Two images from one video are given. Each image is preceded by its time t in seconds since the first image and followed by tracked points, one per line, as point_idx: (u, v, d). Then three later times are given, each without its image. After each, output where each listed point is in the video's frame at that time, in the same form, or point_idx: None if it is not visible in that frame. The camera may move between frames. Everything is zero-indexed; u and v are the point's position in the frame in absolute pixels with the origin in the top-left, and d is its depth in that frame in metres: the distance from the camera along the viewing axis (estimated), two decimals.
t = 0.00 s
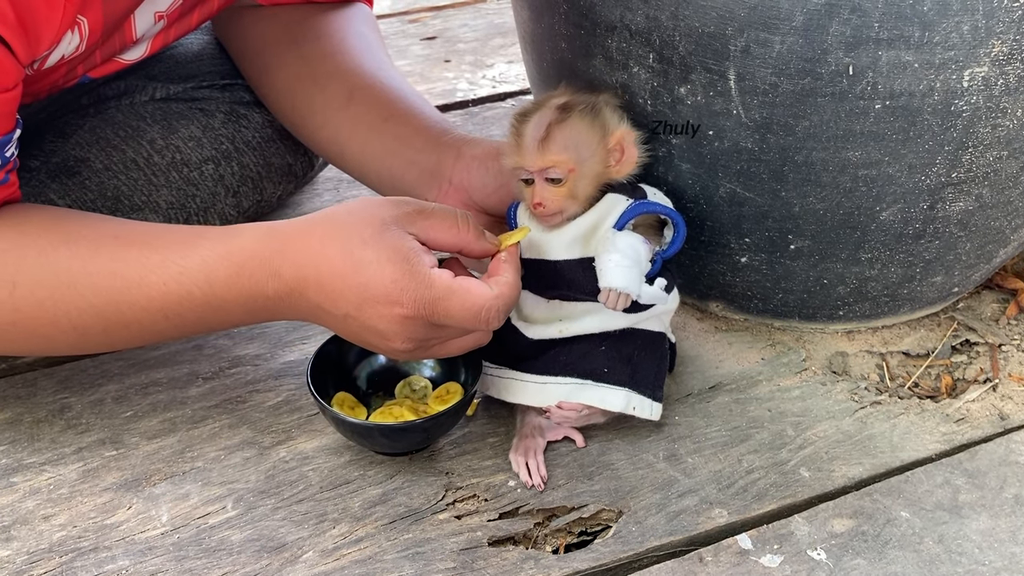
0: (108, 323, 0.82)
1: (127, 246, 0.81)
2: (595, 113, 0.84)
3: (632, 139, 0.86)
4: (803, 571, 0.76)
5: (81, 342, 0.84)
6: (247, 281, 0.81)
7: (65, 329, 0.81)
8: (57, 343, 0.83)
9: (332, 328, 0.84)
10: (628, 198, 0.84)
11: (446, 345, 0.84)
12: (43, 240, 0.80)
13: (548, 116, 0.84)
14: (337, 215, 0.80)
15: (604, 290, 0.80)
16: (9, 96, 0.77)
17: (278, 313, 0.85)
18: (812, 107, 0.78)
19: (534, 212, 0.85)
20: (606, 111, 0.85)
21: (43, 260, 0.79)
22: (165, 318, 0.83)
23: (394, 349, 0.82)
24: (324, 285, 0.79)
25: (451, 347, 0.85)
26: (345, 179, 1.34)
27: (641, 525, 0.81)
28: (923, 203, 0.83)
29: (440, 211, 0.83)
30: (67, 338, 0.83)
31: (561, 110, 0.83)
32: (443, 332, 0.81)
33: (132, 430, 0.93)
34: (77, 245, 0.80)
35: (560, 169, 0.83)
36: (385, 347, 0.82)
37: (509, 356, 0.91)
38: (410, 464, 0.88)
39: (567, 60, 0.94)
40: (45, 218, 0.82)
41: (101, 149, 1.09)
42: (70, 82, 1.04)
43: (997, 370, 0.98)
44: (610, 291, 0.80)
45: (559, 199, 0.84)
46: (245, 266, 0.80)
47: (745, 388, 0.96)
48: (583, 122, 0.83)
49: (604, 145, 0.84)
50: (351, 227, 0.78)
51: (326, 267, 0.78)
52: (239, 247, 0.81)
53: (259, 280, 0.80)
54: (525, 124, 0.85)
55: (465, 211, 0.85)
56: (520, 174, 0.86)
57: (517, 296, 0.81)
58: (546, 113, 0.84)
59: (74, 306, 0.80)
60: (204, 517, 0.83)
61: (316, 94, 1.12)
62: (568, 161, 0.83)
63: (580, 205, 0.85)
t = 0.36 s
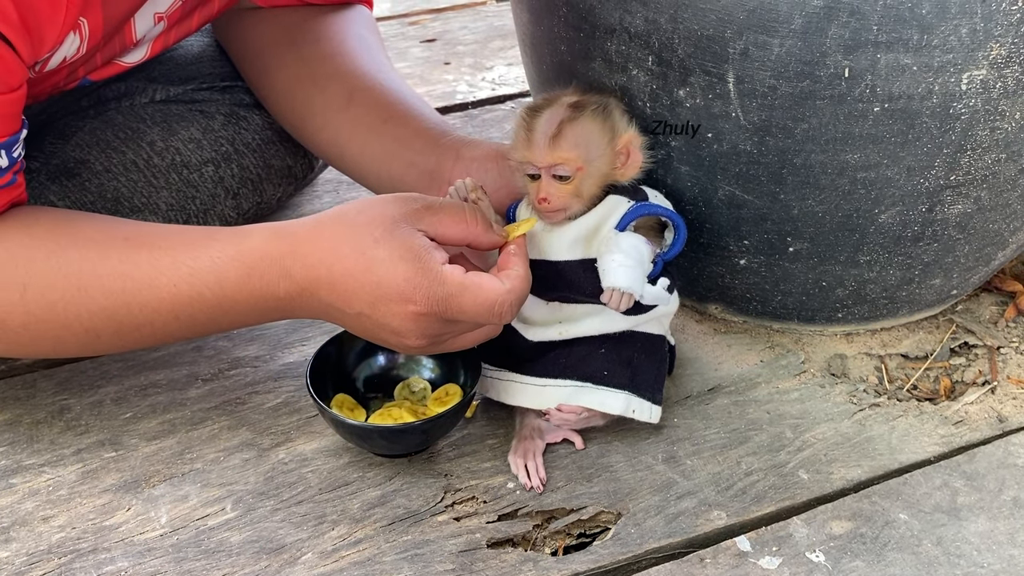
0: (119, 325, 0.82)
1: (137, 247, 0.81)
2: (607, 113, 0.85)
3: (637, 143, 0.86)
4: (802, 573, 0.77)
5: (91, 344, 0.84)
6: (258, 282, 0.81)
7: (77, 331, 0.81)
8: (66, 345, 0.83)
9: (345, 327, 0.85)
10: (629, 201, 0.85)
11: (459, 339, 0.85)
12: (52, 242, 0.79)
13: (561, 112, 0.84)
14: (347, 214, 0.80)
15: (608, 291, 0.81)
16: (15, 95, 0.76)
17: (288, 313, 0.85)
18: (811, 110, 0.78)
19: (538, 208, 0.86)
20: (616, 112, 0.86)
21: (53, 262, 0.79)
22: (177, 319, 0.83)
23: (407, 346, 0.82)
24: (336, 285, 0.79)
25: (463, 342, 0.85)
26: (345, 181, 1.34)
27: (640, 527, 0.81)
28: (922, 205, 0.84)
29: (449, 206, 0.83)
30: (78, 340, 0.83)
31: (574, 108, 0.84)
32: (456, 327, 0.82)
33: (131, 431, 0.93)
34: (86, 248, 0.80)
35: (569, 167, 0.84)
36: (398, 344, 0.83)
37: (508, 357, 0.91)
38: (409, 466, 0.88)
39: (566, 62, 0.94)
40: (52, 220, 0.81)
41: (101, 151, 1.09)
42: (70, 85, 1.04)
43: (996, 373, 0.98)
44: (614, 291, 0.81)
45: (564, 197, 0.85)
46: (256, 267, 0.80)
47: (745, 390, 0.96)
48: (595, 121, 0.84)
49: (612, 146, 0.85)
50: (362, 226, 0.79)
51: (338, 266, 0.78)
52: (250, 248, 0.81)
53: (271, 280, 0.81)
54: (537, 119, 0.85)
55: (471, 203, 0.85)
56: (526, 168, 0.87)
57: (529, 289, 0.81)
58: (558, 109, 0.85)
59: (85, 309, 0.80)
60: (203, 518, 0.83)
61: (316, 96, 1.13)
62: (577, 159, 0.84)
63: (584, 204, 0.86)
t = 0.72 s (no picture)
0: (127, 324, 0.82)
1: (145, 245, 0.81)
2: (613, 115, 0.86)
3: (638, 147, 0.87)
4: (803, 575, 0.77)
5: (99, 342, 0.84)
6: (266, 279, 0.81)
7: (85, 330, 0.81)
8: (74, 343, 0.84)
9: (352, 321, 0.85)
10: (631, 203, 0.86)
11: (467, 333, 0.85)
12: (59, 241, 0.79)
13: (568, 111, 0.85)
14: (353, 209, 0.80)
15: (609, 291, 0.81)
16: (20, 94, 0.76)
17: (296, 308, 0.85)
18: (812, 112, 0.78)
19: (540, 205, 0.86)
20: (620, 114, 0.87)
21: (61, 261, 0.79)
22: (185, 317, 0.83)
23: (416, 341, 0.83)
24: (345, 281, 0.79)
25: (470, 334, 0.86)
26: (345, 183, 1.34)
27: (641, 528, 0.81)
28: (922, 207, 0.84)
29: (455, 200, 0.83)
30: (86, 338, 0.83)
31: (580, 108, 0.85)
32: (464, 321, 0.82)
33: (131, 433, 0.93)
34: (93, 246, 0.80)
35: (572, 165, 0.84)
36: (406, 338, 0.83)
37: (509, 358, 0.91)
38: (409, 467, 0.88)
39: (567, 64, 0.94)
40: (59, 219, 0.81)
41: (101, 153, 1.09)
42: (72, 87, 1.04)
43: (995, 375, 0.98)
44: (616, 291, 0.81)
45: (566, 195, 0.85)
46: (264, 264, 0.80)
47: (745, 392, 0.96)
48: (600, 122, 0.85)
49: (615, 147, 0.85)
50: (368, 222, 0.78)
51: (345, 263, 0.78)
52: (257, 246, 0.81)
53: (278, 277, 0.81)
54: (543, 117, 0.85)
55: (477, 199, 0.85)
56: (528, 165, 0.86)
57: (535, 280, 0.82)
58: (564, 108, 0.86)
59: (93, 307, 0.80)
60: (203, 519, 0.83)
61: (316, 98, 1.13)
62: (582, 159, 0.84)
63: (585, 204, 0.86)
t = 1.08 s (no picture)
0: (127, 324, 0.82)
1: (144, 246, 0.81)
2: (616, 114, 0.88)
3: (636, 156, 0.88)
4: None
5: (98, 343, 0.84)
6: (266, 280, 0.81)
7: (85, 331, 0.81)
8: (75, 344, 0.83)
9: (355, 320, 0.85)
10: (629, 207, 0.86)
11: (469, 328, 0.86)
12: (58, 242, 0.79)
13: (574, 104, 0.86)
14: (351, 209, 0.80)
15: (606, 295, 0.82)
16: (19, 95, 0.76)
17: (296, 308, 0.85)
18: (808, 115, 0.78)
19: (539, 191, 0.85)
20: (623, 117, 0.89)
21: (60, 262, 0.79)
22: (185, 318, 0.83)
23: (418, 338, 0.83)
24: (346, 282, 0.79)
25: (472, 330, 0.86)
26: (343, 185, 1.34)
27: (637, 531, 0.81)
28: (918, 211, 0.84)
29: (452, 196, 0.83)
30: (85, 339, 0.83)
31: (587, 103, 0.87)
32: (465, 318, 0.82)
33: (128, 435, 0.92)
34: (92, 247, 0.80)
35: (576, 152, 0.85)
36: (408, 335, 0.83)
37: (506, 361, 0.91)
38: (406, 470, 0.88)
39: (565, 67, 0.94)
40: (58, 219, 0.81)
41: (99, 155, 1.09)
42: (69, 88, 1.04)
43: (992, 378, 0.98)
44: (612, 295, 0.81)
45: (568, 185, 0.85)
46: (264, 265, 0.80)
47: (742, 395, 0.96)
48: (605, 118, 0.86)
49: (617, 146, 0.86)
50: (367, 222, 0.78)
51: (345, 264, 0.78)
52: (256, 247, 0.81)
53: (279, 278, 0.81)
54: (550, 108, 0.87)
55: (475, 193, 0.85)
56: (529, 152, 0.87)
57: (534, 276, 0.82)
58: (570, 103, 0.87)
59: (93, 308, 0.80)
60: (200, 522, 0.83)
61: (314, 100, 1.13)
62: (586, 148, 0.85)
63: (585, 199, 0.86)
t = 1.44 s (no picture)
0: (122, 325, 0.81)
1: (140, 246, 0.81)
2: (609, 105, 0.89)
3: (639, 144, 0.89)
4: None
5: (93, 344, 0.83)
6: (262, 280, 0.80)
7: (79, 332, 0.81)
8: (69, 345, 0.83)
9: (353, 321, 0.84)
10: (629, 207, 0.86)
11: (469, 328, 0.85)
12: (53, 242, 0.79)
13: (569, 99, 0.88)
14: (348, 208, 0.80)
15: (609, 292, 0.81)
16: (13, 91, 0.76)
17: (294, 309, 0.85)
18: (807, 117, 0.78)
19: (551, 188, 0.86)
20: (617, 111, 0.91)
21: (54, 262, 0.78)
22: (181, 318, 0.82)
23: (418, 339, 0.83)
24: (344, 281, 0.79)
25: (473, 330, 0.86)
26: (340, 187, 1.34)
27: (635, 535, 0.81)
28: (917, 213, 0.84)
29: (450, 194, 0.82)
30: (80, 340, 0.82)
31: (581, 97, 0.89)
32: (464, 317, 0.82)
33: (124, 437, 0.92)
34: (87, 247, 0.80)
35: (580, 143, 0.86)
36: (408, 336, 0.83)
37: (504, 363, 0.91)
38: (404, 473, 0.88)
39: (563, 69, 0.94)
40: (54, 220, 0.81)
41: (95, 156, 1.09)
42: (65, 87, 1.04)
43: (990, 382, 0.98)
44: (615, 293, 0.81)
45: (579, 175, 0.86)
46: (261, 265, 0.80)
47: (740, 398, 0.96)
48: (601, 110, 0.88)
49: (619, 133, 0.88)
50: (364, 221, 0.78)
51: (342, 263, 0.78)
52: (253, 247, 0.80)
53: (275, 278, 0.80)
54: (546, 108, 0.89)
55: (472, 191, 0.84)
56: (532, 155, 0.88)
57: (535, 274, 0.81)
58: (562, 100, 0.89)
59: (88, 308, 0.79)
60: (196, 525, 0.82)
61: (313, 101, 1.13)
62: (590, 137, 0.86)
63: (597, 189, 0.88)
